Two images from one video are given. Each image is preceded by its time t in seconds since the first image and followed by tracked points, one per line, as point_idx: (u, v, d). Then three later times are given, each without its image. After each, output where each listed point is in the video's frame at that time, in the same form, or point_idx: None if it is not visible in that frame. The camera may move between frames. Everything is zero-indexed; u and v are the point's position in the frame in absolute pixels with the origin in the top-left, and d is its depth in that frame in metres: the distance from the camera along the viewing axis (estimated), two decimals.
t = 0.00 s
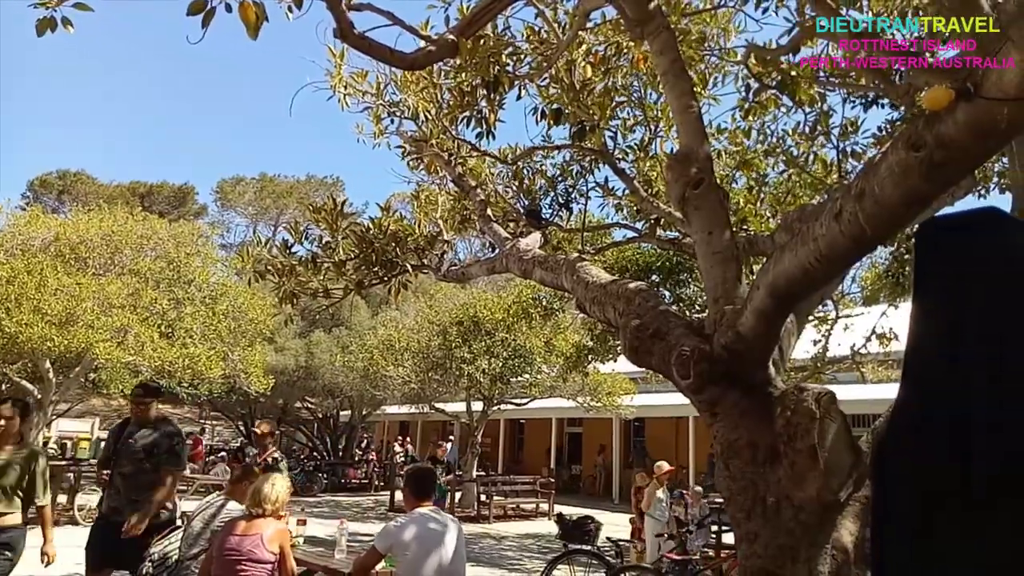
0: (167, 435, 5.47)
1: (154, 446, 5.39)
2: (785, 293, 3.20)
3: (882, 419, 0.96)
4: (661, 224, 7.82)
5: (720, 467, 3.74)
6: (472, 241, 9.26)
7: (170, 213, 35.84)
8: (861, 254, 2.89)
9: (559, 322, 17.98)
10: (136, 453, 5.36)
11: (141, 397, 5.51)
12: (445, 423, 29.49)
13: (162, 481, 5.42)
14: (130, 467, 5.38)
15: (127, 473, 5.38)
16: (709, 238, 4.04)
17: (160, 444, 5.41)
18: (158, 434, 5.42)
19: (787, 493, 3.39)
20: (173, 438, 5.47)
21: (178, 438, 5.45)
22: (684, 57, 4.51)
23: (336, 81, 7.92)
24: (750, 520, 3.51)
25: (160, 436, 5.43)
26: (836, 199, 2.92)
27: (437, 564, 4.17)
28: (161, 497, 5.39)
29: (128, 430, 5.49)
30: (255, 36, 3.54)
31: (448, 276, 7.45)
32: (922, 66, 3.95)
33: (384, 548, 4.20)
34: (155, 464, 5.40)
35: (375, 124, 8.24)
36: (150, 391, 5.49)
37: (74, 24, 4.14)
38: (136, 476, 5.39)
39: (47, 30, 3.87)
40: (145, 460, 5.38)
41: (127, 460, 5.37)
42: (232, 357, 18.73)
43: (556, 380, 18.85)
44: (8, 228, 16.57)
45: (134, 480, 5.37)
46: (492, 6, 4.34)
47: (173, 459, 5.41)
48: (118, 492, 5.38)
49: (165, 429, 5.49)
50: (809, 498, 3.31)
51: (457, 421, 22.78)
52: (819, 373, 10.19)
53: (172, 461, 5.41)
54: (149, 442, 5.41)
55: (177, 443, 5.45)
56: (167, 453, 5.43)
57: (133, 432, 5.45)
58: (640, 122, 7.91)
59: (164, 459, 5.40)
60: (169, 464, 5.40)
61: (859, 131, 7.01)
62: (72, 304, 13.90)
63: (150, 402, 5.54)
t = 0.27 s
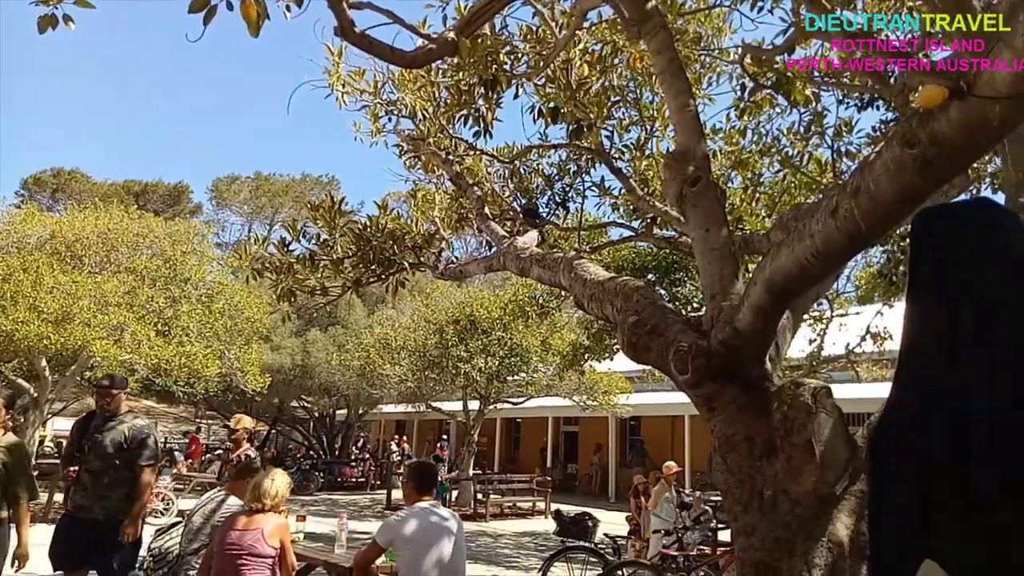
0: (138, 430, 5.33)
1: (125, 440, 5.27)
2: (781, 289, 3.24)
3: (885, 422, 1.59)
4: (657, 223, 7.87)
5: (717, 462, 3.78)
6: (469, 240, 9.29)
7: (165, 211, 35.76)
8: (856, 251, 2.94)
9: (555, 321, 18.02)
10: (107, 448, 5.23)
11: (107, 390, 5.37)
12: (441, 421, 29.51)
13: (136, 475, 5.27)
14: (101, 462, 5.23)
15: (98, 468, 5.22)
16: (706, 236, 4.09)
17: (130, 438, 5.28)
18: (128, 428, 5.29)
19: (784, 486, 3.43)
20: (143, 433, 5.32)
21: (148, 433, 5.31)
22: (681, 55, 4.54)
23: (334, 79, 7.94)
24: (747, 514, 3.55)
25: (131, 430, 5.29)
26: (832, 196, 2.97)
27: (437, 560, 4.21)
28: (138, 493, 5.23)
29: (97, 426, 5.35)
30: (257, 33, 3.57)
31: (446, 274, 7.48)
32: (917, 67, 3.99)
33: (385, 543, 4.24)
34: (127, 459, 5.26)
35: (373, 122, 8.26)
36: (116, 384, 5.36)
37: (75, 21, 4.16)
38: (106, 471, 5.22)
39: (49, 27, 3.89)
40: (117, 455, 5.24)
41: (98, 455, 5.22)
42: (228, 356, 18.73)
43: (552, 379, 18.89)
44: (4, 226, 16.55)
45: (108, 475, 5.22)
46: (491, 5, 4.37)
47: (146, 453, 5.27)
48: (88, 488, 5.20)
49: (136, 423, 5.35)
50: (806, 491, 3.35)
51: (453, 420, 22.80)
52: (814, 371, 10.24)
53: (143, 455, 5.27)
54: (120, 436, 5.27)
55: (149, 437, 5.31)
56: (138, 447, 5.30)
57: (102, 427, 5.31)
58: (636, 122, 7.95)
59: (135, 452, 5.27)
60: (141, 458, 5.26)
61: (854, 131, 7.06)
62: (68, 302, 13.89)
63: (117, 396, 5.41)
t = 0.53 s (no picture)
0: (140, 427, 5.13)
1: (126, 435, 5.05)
2: (788, 289, 3.28)
3: (894, 422, 1.59)
4: (664, 223, 7.90)
5: (726, 460, 3.80)
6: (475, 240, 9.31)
7: (173, 212, 35.89)
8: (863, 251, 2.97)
9: (562, 321, 18.06)
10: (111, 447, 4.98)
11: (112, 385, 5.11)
12: (448, 421, 29.57)
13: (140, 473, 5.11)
14: (103, 459, 4.96)
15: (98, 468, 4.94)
16: (714, 236, 4.11)
17: (133, 435, 5.08)
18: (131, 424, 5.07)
19: (793, 485, 3.45)
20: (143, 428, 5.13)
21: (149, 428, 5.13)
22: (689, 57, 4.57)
23: (343, 81, 7.99)
24: (755, 512, 3.58)
25: (133, 426, 5.07)
26: (839, 197, 3.00)
27: (447, 557, 4.25)
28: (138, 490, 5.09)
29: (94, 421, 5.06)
30: (271, 36, 3.62)
31: (453, 275, 7.53)
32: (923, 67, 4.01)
33: (395, 540, 4.28)
34: (128, 456, 5.05)
35: (381, 124, 8.31)
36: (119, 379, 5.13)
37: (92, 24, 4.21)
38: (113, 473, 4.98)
39: (66, 31, 3.95)
40: (121, 453, 5.02)
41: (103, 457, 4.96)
42: (236, 355, 18.81)
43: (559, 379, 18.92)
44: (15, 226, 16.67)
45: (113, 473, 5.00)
46: (500, 7, 4.41)
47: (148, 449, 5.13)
48: (87, 487, 4.90)
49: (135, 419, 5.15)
50: (814, 489, 3.38)
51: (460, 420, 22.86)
52: (821, 371, 10.26)
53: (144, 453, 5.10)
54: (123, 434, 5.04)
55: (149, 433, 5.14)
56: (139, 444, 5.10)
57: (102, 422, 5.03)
58: (643, 123, 7.98)
59: (139, 451, 5.09)
60: (140, 456, 5.09)
61: (859, 132, 7.08)
62: (79, 302, 14.00)
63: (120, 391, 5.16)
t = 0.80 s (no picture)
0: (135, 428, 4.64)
1: (123, 437, 4.55)
2: (795, 290, 3.29)
3: (900, 423, 1.61)
4: (670, 224, 7.90)
5: (734, 461, 3.80)
6: (481, 241, 9.32)
7: (179, 212, 36.00)
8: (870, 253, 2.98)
9: (567, 321, 18.08)
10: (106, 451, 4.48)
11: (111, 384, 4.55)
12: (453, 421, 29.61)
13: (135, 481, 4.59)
14: (98, 464, 4.47)
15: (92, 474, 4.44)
16: (721, 237, 4.12)
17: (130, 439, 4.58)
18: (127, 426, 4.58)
19: (800, 485, 3.46)
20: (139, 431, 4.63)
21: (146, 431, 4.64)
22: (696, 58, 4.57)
23: (349, 82, 8.02)
24: (763, 512, 3.58)
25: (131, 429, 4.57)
26: (846, 198, 3.00)
27: (454, 557, 4.27)
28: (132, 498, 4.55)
29: (88, 423, 4.52)
30: (281, 40, 3.64)
31: (460, 275, 7.55)
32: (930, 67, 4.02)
33: (404, 540, 4.30)
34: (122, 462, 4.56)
35: (387, 125, 8.33)
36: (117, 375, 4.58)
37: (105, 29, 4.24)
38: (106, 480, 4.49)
39: (78, 35, 3.98)
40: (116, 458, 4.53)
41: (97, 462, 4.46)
42: (243, 356, 18.87)
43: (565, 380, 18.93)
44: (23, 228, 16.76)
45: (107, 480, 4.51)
46: (509, 9, 4.42)
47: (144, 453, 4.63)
48: (78, 495, 4.39)
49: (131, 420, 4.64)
50: (821, 489, 3.40)
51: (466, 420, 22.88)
52: (827, 371, 10.26)
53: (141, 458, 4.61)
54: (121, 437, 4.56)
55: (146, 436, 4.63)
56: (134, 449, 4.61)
57: (98, 424, 4.51)
58: (649, 123, 7.99)
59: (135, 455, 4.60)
60: (135, 460, 4.59)
61: (865, 132, 7.09)
62: (87, 303, 14.07)
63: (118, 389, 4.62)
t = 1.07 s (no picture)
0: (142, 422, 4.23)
1: (127, 431, 4.13)
2: (810, 290, 3.29)
3: (918, 420, 1.60)
4: (683, 224, 7.90)
5: (749, 460, 3.82)
6: (493, 242, 9.34)
7: (193, 215, 36.23)
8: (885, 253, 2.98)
9: (580, 321, 18.08)
10: (109, 445, 4.07)
11: (115, 372, 4.15)
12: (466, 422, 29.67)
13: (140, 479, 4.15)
14: (100, 460, 4.06)
15: (94, 470, 4.04)
16: (735, 238, 4.13)
17: (136, 433, 4.16)
18: (131, 419, 4.15)
19: (816, 485, 3.48)
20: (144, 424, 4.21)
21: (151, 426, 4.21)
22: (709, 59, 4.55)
23: (363, 85, 8.07)
24: (779, 513, 3.60)
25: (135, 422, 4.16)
26: (862, 199, 3.00)
27: (471, 556, 4.30)
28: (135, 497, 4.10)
29: (90, 415, 4.09)
30: (297, 45, 3.68)
31: (473, 276, 7.56)
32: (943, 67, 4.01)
33: (421, 540, 4.33)
34: (126, 457, 4.13)
35: (401, 127, 8.37)
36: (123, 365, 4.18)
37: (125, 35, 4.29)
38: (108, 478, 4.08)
39: (100, 42, 4.03)
40: (120, 453, 4.11)
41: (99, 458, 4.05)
42: (258, 357, 18.99)
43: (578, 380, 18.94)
44: (41, 231, 16.95)
45: (111, 476, 4.09)
46: (522, 12, 4.43)
47: (151, 449, 4.19)
48: (81, 491, 3.99)
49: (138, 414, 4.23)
50: (837, 490, 3.41)
51: (479, 420, 22.92)
52: (842, 371, 10.22)
53: (147, 454, 4.17)
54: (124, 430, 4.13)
55: (152, 430, 4.21)
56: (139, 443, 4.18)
57: (100, 416, 4.09)
58: (662, 123, 7.99)
59: (140, 451, 4.17)
60: (142, 455, 4.16)
61: (879, 131, 7.06)
62: (105, 305, 14.21)
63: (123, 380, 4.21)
